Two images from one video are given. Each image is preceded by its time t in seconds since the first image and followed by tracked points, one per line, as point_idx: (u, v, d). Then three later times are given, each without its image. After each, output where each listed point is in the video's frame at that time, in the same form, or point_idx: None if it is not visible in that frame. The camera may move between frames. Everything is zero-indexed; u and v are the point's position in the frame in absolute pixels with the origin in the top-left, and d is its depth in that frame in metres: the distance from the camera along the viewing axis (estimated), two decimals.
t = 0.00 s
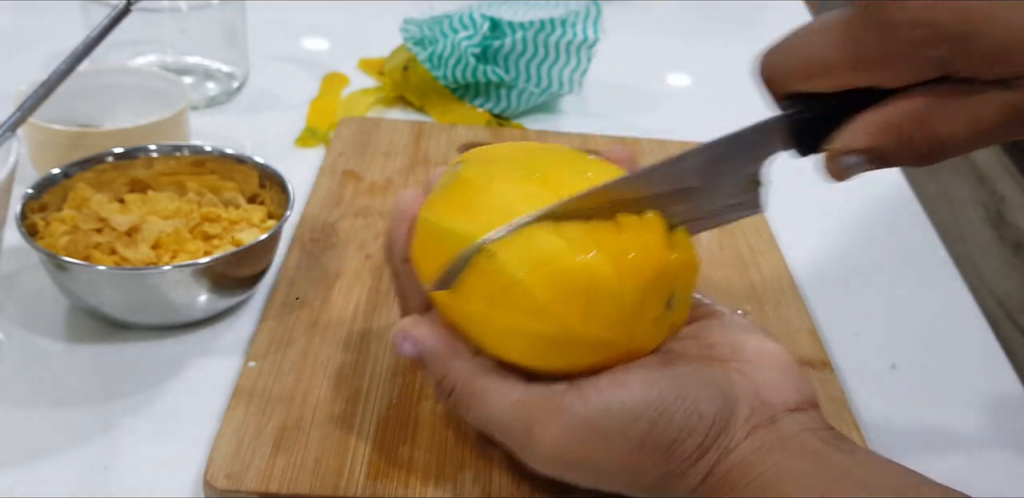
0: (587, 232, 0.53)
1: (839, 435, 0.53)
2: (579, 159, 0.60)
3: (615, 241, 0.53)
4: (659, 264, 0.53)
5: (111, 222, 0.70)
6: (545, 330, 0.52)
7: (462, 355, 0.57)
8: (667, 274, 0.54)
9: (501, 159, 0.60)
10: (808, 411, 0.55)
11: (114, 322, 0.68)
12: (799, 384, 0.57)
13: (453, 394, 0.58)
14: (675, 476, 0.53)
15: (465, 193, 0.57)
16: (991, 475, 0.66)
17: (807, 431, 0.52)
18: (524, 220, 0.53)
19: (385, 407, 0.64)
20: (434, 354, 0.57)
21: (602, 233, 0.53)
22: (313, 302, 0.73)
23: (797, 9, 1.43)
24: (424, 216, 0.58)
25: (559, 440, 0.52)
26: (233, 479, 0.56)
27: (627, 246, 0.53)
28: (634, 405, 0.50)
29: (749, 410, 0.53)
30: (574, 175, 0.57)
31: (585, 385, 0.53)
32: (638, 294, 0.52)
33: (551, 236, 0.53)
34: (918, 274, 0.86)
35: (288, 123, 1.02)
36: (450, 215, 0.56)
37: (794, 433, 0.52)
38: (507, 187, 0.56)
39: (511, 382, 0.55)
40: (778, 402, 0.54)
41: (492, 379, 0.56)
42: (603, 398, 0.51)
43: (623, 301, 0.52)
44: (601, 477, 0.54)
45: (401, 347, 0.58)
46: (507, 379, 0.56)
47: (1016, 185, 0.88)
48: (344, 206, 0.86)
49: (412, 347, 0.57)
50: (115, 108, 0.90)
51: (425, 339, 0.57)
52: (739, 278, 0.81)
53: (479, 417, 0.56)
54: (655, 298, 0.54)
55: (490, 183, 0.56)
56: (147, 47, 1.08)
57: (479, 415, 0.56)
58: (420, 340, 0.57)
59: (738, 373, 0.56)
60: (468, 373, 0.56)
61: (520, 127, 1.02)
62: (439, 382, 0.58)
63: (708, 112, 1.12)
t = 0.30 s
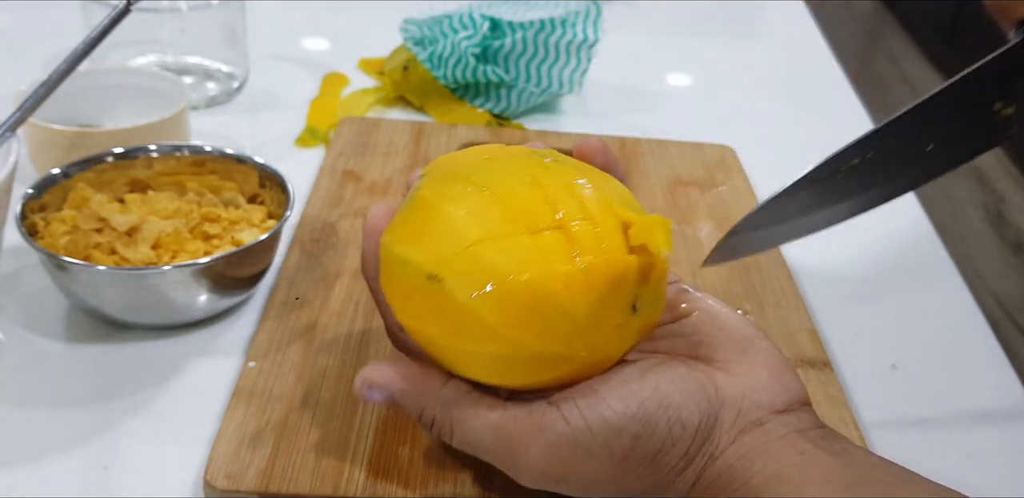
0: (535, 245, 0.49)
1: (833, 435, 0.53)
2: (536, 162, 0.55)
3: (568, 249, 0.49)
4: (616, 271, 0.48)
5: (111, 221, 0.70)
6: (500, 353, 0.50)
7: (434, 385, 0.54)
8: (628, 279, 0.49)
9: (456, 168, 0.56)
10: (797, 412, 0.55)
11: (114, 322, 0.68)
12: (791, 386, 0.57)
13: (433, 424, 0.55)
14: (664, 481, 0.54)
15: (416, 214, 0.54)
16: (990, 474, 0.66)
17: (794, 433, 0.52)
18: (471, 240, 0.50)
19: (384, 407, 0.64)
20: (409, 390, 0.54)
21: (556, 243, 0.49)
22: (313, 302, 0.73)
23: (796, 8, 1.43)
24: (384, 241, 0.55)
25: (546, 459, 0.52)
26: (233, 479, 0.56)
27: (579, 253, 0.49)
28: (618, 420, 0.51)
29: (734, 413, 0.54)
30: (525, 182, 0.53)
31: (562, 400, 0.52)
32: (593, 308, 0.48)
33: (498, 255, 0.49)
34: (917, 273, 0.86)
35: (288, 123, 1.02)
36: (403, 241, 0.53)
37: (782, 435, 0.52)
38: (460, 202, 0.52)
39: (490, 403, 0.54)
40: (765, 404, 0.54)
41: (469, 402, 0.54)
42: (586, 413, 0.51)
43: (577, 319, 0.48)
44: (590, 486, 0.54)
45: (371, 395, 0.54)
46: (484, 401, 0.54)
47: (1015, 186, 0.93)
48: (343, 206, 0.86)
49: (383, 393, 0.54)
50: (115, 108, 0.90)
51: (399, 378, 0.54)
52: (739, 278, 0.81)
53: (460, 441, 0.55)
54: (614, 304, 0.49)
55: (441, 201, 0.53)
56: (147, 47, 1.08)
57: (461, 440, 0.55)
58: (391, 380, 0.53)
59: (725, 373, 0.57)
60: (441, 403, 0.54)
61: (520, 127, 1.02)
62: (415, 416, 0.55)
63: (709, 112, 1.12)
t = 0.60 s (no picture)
0: (542, 251, 0.49)
1: (836, 438, 0.53)
2: (546, 167, 0.56)
3: (575, 258, 0.49)
4: (622, 282, 0.49)
5: (111, 221, 0.70)
6: (504, 360, 0.50)
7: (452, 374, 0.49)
8: (634, 289, 0.50)
9: (463, 170, 0.57)
10: (803, 418, 0.55)
11: (114, 322, 0.68)
12: (791, 389, 0.57)
13: (441, 419, 0.50)
14: (670, 484, 0.54)
15: (424, 217, 0.54)
16: (990, 474, 0.66)
17: (799, 440, 0.53)
18: (477, 247, 0.50)
19: (385, 406, 0.64)
20: (426, 375, 0.48)
21: (564, 251, 0.50)
22: (313, 302, 0.73)
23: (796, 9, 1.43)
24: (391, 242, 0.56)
25: (560, 460, 0.51)
26: (233, 479, 0.56)
27: (587, 262, 0.49)
28: (630, 422, 0.50)
29: (741, 419, 0.54)
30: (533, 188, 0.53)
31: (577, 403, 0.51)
32: (599, 318, 0.49)
33: (504, 263, 0.49)
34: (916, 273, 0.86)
35: (288, 123, 1.02)
36: (410, 243, 0.53)
37: (787, 440, 0.53)
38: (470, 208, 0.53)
39: (505, 399, 0.50)
40: (772, 409, 0.55)
41: (488, 398, 0.50)
42: (601, 415, 0.50)
43: (583, 327, 0.49)
44: (600, 488, 0.53)
45: (379, 370, 0.48)
46: (501, 398, 0.50)
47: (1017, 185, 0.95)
48: (344, 206, 0.86)
49: (396, 372, 0.48)
50: (115, 108, 0.90)
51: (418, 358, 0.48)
52: (739, 278, 0.81)
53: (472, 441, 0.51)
54: (621, 314, 0.50)
55: (449, 202, 0.54)
56: (147, 46, 1.08)
57: (469, 439, 0.51)
58: (409, 360, 0.48)
59: (732, 378, 0.57)
60: (462, 394, 0.49)
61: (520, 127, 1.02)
62: (423, 407, 0.50)
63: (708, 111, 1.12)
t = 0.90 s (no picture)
0: (570, 231, 0.52)
1: (844, 438, 0.53)
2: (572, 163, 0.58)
3: (601, 242, 0.51)
4: (647, 266, 0.51)
5: (111, 221, 0.70)
6: (529, 336, 0.51)
7: (481, 340, 0.51)
8: (658, 275, 0.52)
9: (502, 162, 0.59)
10: (814, 417, 0.55)
11: (114, 322, 0.68)
12: (799, 387, 0.57)
13: (461, 381, 0.52)
14: (678, 476, 0.54)
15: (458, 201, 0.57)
16: (991, 475, 0.66)
17: (811, 436, 0.52)
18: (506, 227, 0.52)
19: (385, 406, 0.64)
20: (457, 333, 0.50)
21: (590, 235, 0.51)
22: (313, 302, 0.73)
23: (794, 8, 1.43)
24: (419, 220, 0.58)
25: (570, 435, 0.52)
26: (233, 479, 0.56)
27: (613, 247, 0.51)
28: (642, 404, 0.51)
29: (753, 414, 0.53)
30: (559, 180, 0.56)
31: (593, 381, 0.53)
32: (624, 299, 0.51)
33: (532, 243, 0.51)
34: (916, 273, 0.86)
35: (288, 123, 1.02)
36: (441, 221, 0.55)
37: (799, 436, 0.52)
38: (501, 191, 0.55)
39: (525, 372, 0.52)
40: (785, 406, 0.55)
41: (510, 368, 0.52)
42: (614, 393, 0.51)
43: (607, 307, 0.50)
44: (608, 471, 0.54)
45: (413, 319, 0.50)
46: (522, 370, 0.52)
47: (1016, 185, 0.90)
48: (344, 206, 0.86)
49: (428, 324, 0.50)
50: (115, 108, 0.90)
51: (452, 315, 0.50)
52: (739, 277, 0.81)
53: (486, 409, 0.52)
54: (644, 300, 0.52)
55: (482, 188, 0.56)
56: (147, 47, 1.08)
57: (485, 405, 0.52)
58: (442, 315, 0.50)
59: (745, 375, 0.57)
60: (488, 360, 0.51)
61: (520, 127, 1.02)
62: (446, 366, 0.51)
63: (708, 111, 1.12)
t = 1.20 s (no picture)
0: (594, 216, 0.52)
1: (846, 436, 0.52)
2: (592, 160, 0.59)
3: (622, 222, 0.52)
4: (667, 250, 0.52)
5: (111, 222, 0.70)
6: (547, 313, 0.51)
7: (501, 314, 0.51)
8: (677, 260, 0.52)
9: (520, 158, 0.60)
10: (821, 412, 0.55)
11: (114, 322, 0.68)
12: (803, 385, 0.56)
13: (478, 353, 0.52)
14: (687, 463, 0.52)
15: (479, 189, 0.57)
16: (991, 474, 0.66)
17: (818, 429, 0.52)
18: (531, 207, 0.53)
19: (385, 406, 0.64)
20: (478, 307, 0.51)
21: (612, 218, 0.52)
22: (313, 302, 0.73)
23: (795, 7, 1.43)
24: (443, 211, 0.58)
25: (584, 414, 0.52)
26: (233, 479, 0.56)
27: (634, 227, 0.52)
28: (656, 384, 0.51)
29: (763, 403, 0.53)
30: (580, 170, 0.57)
31: (609, 360, 0.52)
32: (643, 279, 0.51)
33: (556, 222, 0.52)
34: (916, 273, 0.86)
35: (288, 123, 1.02)
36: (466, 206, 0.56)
37: (807, 428, 0.52)
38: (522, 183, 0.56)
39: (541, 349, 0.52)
40: (793, 400, 0.55)
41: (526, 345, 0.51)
42: (629, 374, 0.51)
43: (627, 287, 0.51)
44: (617, 454, 0.53)
45: (437, 288, 0.51)
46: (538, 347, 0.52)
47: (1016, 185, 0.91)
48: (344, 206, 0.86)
49: (450, 294, 0.51)
50: (115, 108, 0.90)
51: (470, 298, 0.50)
52: (739, 277, 0.81)
53: (501, 383, 0.52)
54: (663, 282, 0.52)
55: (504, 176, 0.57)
56: (146, 46, 1.08)
57: (501, 380, 0.52)
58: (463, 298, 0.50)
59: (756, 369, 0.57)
60: (507, 334, 0.51)
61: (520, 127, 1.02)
62: (466, 337, 0.51)
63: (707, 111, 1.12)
